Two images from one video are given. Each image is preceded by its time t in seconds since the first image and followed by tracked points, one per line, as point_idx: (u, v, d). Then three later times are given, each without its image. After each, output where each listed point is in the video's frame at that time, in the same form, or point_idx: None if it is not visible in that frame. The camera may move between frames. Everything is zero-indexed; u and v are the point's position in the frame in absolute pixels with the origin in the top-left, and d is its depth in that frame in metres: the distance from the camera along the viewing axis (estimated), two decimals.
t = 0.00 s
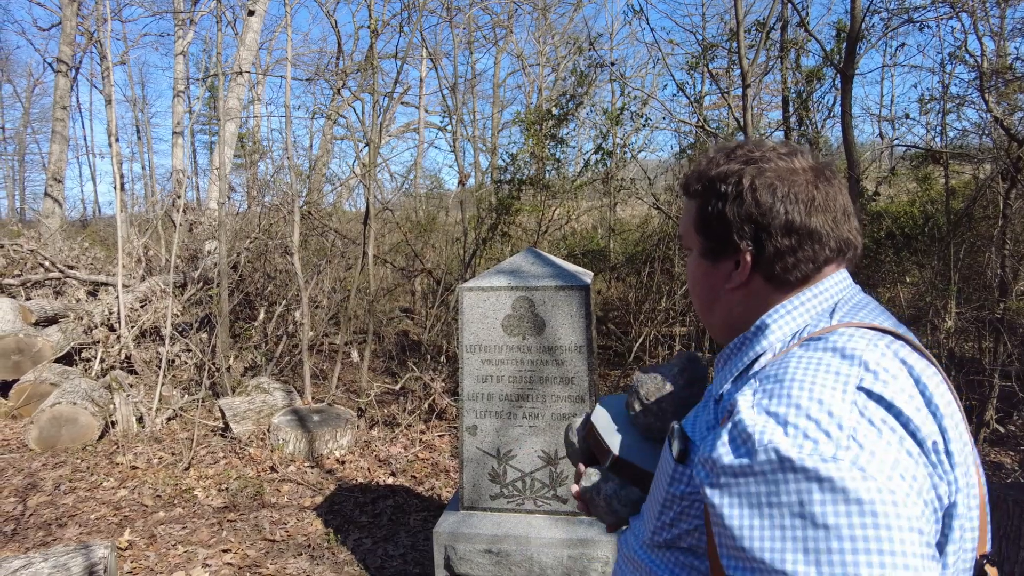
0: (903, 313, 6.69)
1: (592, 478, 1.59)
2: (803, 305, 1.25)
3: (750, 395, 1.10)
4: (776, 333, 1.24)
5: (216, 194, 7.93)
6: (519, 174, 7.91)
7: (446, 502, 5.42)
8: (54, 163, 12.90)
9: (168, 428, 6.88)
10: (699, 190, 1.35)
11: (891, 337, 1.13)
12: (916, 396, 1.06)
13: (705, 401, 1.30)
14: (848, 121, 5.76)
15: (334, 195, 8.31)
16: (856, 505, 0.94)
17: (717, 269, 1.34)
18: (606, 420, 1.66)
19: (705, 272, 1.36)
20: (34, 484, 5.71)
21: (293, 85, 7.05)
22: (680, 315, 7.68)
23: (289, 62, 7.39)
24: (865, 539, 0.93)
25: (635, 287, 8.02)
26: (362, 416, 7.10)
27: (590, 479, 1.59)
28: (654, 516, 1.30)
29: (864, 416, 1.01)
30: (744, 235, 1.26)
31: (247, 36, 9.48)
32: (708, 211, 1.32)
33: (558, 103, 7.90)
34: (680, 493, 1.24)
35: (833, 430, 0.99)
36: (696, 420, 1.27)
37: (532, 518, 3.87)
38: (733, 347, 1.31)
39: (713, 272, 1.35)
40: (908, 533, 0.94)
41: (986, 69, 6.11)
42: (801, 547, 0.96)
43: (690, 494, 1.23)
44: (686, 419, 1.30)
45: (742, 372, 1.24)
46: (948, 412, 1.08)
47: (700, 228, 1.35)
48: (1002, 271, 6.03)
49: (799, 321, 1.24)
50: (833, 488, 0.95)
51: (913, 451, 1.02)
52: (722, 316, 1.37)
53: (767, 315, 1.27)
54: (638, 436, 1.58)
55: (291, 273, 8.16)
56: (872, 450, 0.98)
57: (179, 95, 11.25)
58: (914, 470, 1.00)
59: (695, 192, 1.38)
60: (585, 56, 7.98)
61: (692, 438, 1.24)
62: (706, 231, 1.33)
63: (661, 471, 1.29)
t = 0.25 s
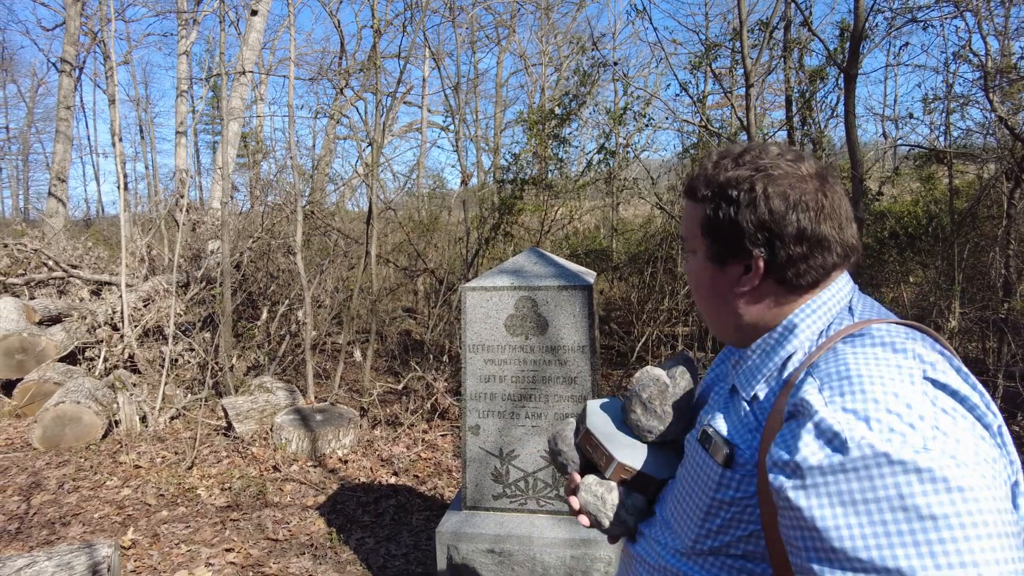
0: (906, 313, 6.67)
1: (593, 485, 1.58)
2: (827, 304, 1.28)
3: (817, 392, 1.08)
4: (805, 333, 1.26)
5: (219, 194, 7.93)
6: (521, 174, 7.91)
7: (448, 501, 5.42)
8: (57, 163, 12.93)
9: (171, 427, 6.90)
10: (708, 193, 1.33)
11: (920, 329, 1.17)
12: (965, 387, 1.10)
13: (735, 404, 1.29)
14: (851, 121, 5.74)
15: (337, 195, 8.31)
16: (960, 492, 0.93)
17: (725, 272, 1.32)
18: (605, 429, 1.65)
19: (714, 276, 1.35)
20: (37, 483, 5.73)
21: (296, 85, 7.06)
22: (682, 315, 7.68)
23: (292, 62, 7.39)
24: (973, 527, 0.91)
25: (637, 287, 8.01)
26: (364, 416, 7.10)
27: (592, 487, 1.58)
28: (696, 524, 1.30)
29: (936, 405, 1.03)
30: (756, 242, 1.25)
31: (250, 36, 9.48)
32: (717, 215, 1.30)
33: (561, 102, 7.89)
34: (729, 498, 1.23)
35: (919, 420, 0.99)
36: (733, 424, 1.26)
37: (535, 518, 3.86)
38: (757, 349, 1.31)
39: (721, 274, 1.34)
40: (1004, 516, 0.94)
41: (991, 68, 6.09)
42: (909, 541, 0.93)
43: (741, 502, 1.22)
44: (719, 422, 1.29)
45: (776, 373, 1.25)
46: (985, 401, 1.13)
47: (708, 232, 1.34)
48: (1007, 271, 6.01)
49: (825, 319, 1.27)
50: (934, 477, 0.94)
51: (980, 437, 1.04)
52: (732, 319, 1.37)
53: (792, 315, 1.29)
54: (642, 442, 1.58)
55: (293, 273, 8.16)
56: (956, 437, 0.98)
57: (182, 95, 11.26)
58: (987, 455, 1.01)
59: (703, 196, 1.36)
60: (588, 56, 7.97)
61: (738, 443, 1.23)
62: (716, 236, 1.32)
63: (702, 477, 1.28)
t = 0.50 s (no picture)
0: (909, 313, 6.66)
1: (601, 498, 1.55)
2: (838, 304, 1.33)
3: (871, 388, 1.08)
4: (826, 333, 1.29)
5: (222, 194, 7.95)
6: (524, 174, 7.90)
7: (451, 501, 5.43)
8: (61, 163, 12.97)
9: (175, 427, 6.91)
10: (750, 180, 1.34)
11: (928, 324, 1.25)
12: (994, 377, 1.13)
13: (762, 406, 1.29)
14: (853, 120, 5.73)
15: (340, 194, 8.32)
16: None
17: (792, 257, 1.31)
18: (607, 435, 1.59)
19: (752, 262, 1.31)
20: (41, 482, 5.74)
21: (298, 85, 7.07)
22: (685, 315, 7.67)
23: (294, 62, 7.40)
24: None
25: (640, 286, 8.02)
26: (367, 415, 7.11)
27: (600, 500, 1.55)
28: (738, 532, 1.26)
29: (984, 395, 1.05)
30: (807, 226, 1.31)
31: (253, 36, 9.50)
32: (783, 199, 1.32)
33: (563, 102, 7.90)
34: (777, 502, 1.21)
35: (977, 409, 1.01)
36: (768, 427, 1.26)
37: (537, 518, 3.86)
38: (777, 349, 1.32)
39: (789, 260, 1.32)
40: None
41: (995, 68, 6.08)
42: (990, 528, 0.93)
43: (788, 504, 1.20)
44: (749, 426, 1.28)
45: (805, 373, 1.26)
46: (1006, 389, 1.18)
47: (774, 216, 1.32)
48: (1010, 271, 5.99)
49: (839, 319, 1.32)
50: (1003, 464, 0.95)
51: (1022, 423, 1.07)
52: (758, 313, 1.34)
53: (811, 315, 1.32)
54: (649, 450, 1.55)
55: (296, 272, 8.18)
56: (1011, 423, 1.01)
57: (185, 95, 11.28)
58: None
59: (737, 186, 1.35)
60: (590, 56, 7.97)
61: (780, 444, 1.22)
62: (761, 222, 1.32)
63: (741, 485, 1.25)
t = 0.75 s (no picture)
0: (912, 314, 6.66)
1: (612, 520, 1.53)
2: (836, 301, 1.39)
3: (897, 383, 1.12)
4: (832, 331, 1.33)
5: (225, 194, 7.96)
6: (526, 174, 7.89)
7: (454, 501, 5.44)
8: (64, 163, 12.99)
9: (178, 427, 6.93)
10: (797, 177, 1.37)
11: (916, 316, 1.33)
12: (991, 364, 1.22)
13: (776, 406, 1.31)
14: (856, 120, 5.72)
15: (342, 195, 8.33)
16: None
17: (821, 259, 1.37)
18: (609, 454, 1.55)
19: (791, 258, 1.33)
20: (45, 481, 5.76)
21: (300, 85, 7.08)
22: (687, 316, 7.67)
23: (297, 62, 7.41)
24: None
25: (642, 287, 8.02)
26: (370, 415, 7.13)
27: (609, 521, 1.52)
28: (764, 535, 1.27)
29: (993, 380, 1.12)
30: (833, 234, 1.39)
31: (255, 36, 9.51)
32: (821, 202, 1.37)
33: (565, 103, 7.90)
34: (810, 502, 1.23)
35: (996, 396, 1.07)
36: (787, 428, 1.28)
37: (539, 519, 3.86)
38: (785, 347, 1.35)
39: (820, 261, 1.36)
40: None
41: (998, 68, 6.07)
42: None
43: (818, 504, 1.23)
44: (766, 427, 1.31)
45: (818, 371, 1.29)
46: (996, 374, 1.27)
47: (813, 216, 1.36)
48: (1014, 272, 5.98)
49: (838, 315, 1.37)
50: None
51: None
52: (782, 309, 1.35)
53: (818, 312, 1.36)
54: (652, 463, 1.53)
55: (299, 273, 8.19)
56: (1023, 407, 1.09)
57: (187, 95, 11.30)
58: None
59: (782, 180, 1.37)
60: (593, 56, 7.96)
61: (803, 445, 1.24)
62: (803, 221, 1.35)
63: (765, 486, 1.26)
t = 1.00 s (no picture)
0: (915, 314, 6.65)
1: (607, 530, 1.52)
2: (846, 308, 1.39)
3: (912, 396, 1.11)
4: (842, 337, 1.33)
5: (227, 194, 7.97)
6: (528, 174, 7.87)
7: (455, 502, 5.44)
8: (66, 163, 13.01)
9: (180, 426, 6.94)
10: (821, 182, 1.37)
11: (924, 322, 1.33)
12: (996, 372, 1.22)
13: (783, 414, 1.31)
14: (858, 121, 5.71)
15: (344, 195, 8.34)
16: None
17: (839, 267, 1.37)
18: (603, 462, 1.55)
19: (809, 264, 1.32)
20: (47, 481, 5.77)
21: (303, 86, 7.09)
22: (689, 316, 7.67)
23: (299, 63, 7.41)
24: None
25: (644, 287, 8.02)
26: (372, 416, 7.14)
27: (604, 532, 1.52)
28: (767, 548, 1.27)
29: (1007, 392, 1.12)
30: (851, 245, 1.39)
31: (257, 36, 9.51)
32: (842, 210, 1.37)
33: (567, 103, 7.89)
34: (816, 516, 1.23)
35: (1010, 411, 1.07)
36: (794, 437, 1.28)
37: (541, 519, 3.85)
38: (794, 351, 1.35)
39: (836, 270, 1.36)
40: None
41: (1001, 68, 6.05)
42: None
43: (826, 519, 1.22)
44: (772, 437, 1.30)
45: (827, 378, 1.29)
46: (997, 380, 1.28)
47: (833, 223, 1.36)
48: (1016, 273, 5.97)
49: (849, 321, 1.37)
50: None
51: None
52: (794, 316, 1.34)
53: (830, 317, 1.36)
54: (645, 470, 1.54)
55: (301, 273, 8.19)
56: None
57: (190, 95, 11.31)
58: None
59: (807, 184, 1.36)
60: (595, 57, 7.96)
61: (811, 457, 1.24)
62: (824, 228, 1.35)
63: (772, 499, 1.26)
